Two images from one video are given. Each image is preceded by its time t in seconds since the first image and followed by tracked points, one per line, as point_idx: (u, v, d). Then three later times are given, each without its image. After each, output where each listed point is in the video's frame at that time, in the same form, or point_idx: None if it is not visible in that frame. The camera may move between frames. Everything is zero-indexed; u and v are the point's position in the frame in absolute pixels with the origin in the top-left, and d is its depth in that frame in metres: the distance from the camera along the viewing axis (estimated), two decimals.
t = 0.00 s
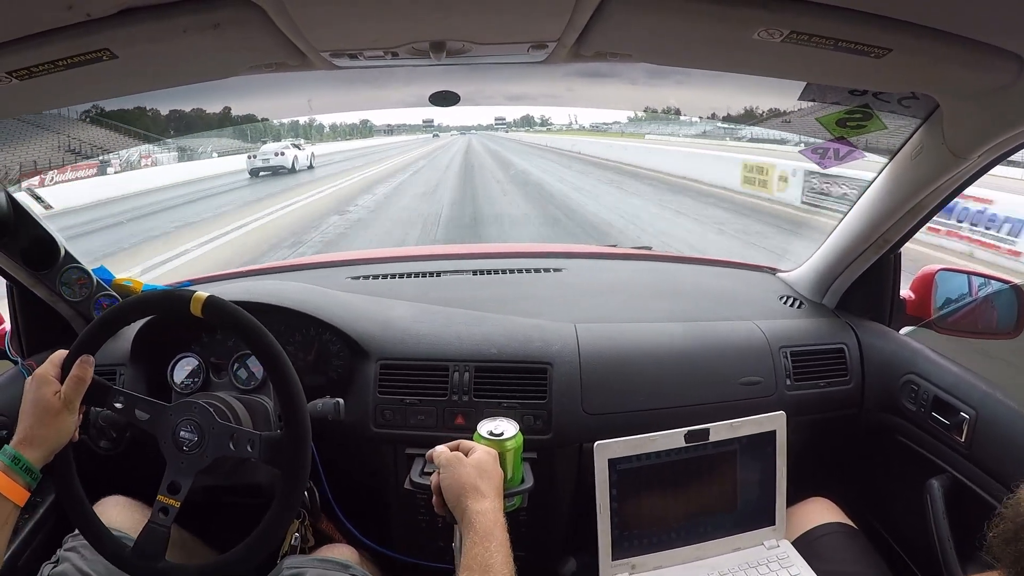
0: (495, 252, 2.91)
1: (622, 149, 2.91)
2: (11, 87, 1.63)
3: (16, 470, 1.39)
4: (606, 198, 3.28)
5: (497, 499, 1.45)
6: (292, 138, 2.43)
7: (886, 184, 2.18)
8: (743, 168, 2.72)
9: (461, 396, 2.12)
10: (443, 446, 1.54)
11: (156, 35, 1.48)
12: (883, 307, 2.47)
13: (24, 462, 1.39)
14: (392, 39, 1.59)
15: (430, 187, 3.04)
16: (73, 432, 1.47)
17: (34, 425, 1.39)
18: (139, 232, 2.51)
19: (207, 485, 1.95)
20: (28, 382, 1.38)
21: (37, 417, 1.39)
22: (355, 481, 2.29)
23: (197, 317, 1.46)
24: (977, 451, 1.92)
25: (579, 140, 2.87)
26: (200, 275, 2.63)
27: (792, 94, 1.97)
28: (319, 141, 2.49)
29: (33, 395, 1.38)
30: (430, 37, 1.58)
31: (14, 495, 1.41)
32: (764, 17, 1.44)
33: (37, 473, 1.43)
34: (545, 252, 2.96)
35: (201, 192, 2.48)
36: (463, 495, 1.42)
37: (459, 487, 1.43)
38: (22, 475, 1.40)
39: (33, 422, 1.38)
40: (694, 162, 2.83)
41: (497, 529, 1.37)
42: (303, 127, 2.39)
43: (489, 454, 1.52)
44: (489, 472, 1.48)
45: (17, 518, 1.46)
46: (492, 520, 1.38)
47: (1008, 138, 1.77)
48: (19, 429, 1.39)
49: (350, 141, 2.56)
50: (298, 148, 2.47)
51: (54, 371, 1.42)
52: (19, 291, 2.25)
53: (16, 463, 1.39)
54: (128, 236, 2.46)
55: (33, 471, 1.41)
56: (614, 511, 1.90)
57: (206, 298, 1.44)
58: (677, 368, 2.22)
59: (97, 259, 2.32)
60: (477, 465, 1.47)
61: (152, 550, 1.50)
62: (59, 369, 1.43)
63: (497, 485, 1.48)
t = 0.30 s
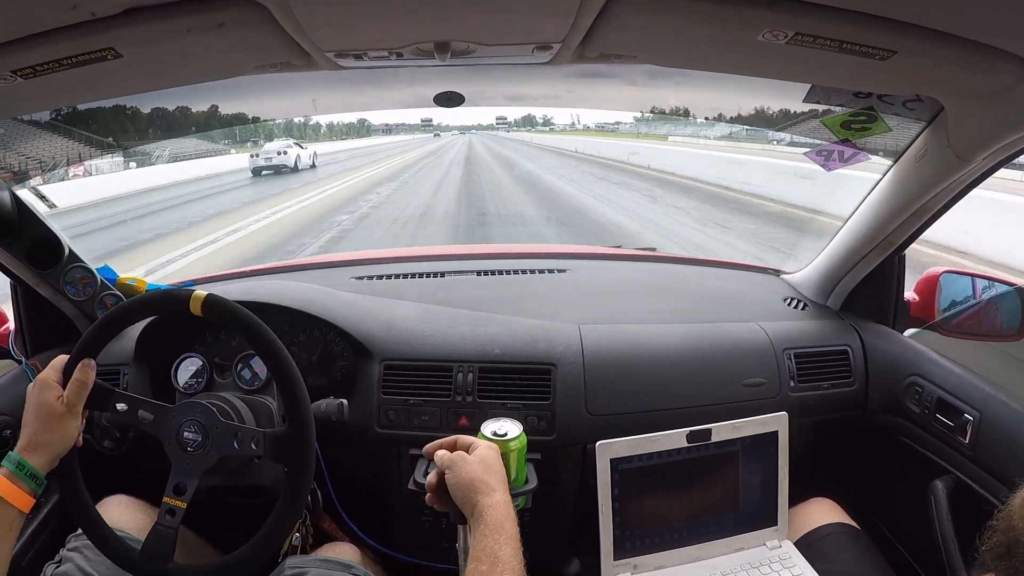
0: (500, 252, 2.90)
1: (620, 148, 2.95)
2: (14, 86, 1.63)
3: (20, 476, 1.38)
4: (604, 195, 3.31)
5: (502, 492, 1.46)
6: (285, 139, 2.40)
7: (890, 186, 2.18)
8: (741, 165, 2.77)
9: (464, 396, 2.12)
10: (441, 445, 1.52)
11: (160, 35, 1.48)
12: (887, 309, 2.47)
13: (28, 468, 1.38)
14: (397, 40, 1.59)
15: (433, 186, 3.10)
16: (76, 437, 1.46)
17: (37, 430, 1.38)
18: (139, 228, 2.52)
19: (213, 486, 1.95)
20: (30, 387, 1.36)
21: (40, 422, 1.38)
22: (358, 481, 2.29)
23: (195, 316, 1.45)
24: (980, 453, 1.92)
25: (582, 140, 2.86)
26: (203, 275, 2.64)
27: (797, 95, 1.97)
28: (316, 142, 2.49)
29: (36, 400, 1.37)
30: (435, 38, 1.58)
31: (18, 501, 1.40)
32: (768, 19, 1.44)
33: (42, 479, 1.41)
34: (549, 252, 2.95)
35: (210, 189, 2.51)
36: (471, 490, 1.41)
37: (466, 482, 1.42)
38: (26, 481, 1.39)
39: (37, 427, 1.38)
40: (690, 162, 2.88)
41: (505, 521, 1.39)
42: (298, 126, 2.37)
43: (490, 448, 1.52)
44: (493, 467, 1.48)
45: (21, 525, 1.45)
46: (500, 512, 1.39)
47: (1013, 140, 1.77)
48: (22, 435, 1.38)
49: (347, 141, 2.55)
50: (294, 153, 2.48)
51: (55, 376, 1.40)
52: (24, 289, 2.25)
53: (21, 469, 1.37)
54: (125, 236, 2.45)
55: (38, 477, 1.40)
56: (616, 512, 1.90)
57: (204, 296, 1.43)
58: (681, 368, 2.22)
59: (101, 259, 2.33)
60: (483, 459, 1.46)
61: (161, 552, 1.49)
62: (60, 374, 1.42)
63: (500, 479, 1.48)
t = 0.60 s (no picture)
0: (499, 252, 2.90)
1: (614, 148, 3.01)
2: (13, 84, 1.63)
3: (17, 472, 1.37)
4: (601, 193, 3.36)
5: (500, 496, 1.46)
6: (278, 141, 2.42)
7: (890, 187, 2.17)
8: (731, 166, 2.84)
9: (462, 396, 2.12)
10: (444, 445, 1.55)
11: (159, 34, 1.48)
12: (886, 311, 2.47)
13: (26, 463, 1.38)
14: (395, 39, 1.58)
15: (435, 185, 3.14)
16: (74, 433, 1.46)
17: (35, 425, 1.38)
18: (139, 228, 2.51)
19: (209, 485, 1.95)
20: (28, 382, 1.37)
21: (38, 417, 1.38)
22: (356, 481, 2.29)
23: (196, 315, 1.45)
24: (978, 455, 1.91)
25: (580, 140, 2.90)
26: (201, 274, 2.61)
27: (796, 97, 1.97)
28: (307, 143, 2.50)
29: (34, 395, 1.38)
30: (434, 37, 1.58)
31: (16, 496, 1.40)
32: (768, 19, 1.44)
33: (40, 474, 1.42)
34: (549, 253, 2.95)
35: (216, 188, 2.58)
36: (466, 493, 1.42)
37: (462, 486, 1.43)
38: (24, 477, 1.38)
39: (35, 422, 1.38)
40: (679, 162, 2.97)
41: (501, 523, 1.38)
42: (292, 127, 2.36)
43: (489, 452, 1.53)
44: (491, 470, 1.48)
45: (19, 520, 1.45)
46: (496, 515, 1.39)
47: (1013, 141, 1.76)
48: (20, 429, 1.38)
49: (343, 141, 2.54)
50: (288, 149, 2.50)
51: (53, 372, 1.41)
52: (22, 287, 2.26)
53: (17, 464, 1.37)
54: (125, 235, 2.45)
55: (36, 471, 1.40)
56: (617, 513, 1.90)
57: (205, 295, 1.43)
58: (680, 368, 2.22)
59: (99, 257, 2.32)
60: (478, 463, 1.47)
61: (156, 550, 1.50)
62: (59, 369, 1.42)
63: (499, 483, 1.48)
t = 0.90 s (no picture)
0: (499, 254, 2.88)
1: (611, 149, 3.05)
2: (12, 88, 1.62)
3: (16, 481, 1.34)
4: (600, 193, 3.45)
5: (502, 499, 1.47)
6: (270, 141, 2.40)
7: (890, 188, 2.17)
8: (727, 165, 2.87)
9: (463, 399, 2.12)
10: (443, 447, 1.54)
11: (159, 37, 1.48)
12: (887, 312, 2.46)
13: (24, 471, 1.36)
14: (396, 42, 1.58)
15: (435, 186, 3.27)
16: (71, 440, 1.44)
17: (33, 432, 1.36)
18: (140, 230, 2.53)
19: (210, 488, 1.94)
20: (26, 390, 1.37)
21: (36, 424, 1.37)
22: (357, 484, 2.29)
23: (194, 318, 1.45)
24: (980, 457, 1.91)
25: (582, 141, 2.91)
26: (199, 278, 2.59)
27: (797, 98, 1.97)
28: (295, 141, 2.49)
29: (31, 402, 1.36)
30: (434, 40, 1.58)
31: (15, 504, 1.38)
32: (769, 20, 1.43)
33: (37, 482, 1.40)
34: (550, 254, 2.94)
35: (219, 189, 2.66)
36: (470, 497, 1.42)
37: (466, 490, 1.43)
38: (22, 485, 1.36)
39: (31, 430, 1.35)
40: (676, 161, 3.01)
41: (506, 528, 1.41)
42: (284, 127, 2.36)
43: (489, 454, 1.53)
44: (493, 474, 1.48)
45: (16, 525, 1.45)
46: (501, 520, 1.41)
47: (1014, 141, 1.76)
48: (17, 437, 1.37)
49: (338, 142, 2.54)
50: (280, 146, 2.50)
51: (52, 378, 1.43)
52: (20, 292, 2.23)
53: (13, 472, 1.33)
54: (120, 240, 2.47)
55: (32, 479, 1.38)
56: (615, 513, 1.89)
57: (204, 298, 1.42)
58: (680, 370, 2.22)
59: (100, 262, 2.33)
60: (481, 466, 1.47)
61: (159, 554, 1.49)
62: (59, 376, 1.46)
63: (501, 485, 1.49)
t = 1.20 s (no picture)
0: (501, 255, 2.88)
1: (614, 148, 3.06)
2: (12, 92, 1.62)
3: (22, 491, 1.38)
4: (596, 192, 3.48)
5: None
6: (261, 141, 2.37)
7: (893, 188, 2.17)
8: (728, 163, 2.88)
9: (467, 401, 2.12)
10: (450, 519, 1.39)
11: (161, 39, 1.47)
12: (890, 312, 2.46)
13: (29, 483, 1.38)
14: (398, 44, 1.58)
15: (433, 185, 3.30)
16: (77, 451, 1.44)
17: (37, 446, 1.37)
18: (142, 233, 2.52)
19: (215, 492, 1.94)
20: (28, 405, 1.36)
21: (40, 437, 1.36)
22: (361, 487, 2.29)
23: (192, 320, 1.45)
24: (984, 457, 1.91)
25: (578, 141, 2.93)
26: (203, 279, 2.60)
27: (800, 99, 1.96)
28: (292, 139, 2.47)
29: (35, 416, 1.36)
30: (436, 41, 1.57)
31: (22, 516, 1.40)
32: (772, 22, 1.43)
33: (44, 493, 1.41)
34: (551, 255, 2.93)
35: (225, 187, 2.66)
36: None
37: None
38: (29, 496, 1.38)
39: (36, 443, 1.36)
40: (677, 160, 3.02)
41: None
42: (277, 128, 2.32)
43: (495, 529, 1.36)
44: (499, 556, 1.32)
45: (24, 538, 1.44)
46: None
47: (1015, 143, 1.76)
48: (24, 452, 1.38)
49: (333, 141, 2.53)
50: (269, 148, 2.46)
51: (51, 392, 1.39)
52: (24, 297, 2.24)
53: (22, 483, 1.37)
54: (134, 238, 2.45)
55: (39, 491, 1.39)
56: (612, 512, 1.89)
57: (195, 299, 1.42)
58: (684, 371, 2.22)
59: (101, 263, 2.30)
60: (484, 549, 1.30)
61: (169, 559, 1.48)
62: (58, 390, 1.40)
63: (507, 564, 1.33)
